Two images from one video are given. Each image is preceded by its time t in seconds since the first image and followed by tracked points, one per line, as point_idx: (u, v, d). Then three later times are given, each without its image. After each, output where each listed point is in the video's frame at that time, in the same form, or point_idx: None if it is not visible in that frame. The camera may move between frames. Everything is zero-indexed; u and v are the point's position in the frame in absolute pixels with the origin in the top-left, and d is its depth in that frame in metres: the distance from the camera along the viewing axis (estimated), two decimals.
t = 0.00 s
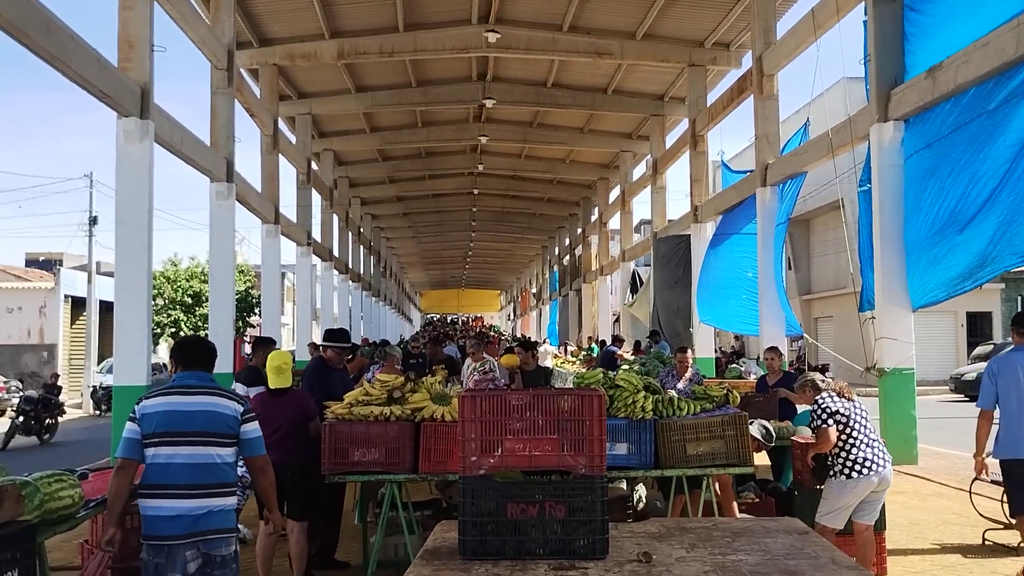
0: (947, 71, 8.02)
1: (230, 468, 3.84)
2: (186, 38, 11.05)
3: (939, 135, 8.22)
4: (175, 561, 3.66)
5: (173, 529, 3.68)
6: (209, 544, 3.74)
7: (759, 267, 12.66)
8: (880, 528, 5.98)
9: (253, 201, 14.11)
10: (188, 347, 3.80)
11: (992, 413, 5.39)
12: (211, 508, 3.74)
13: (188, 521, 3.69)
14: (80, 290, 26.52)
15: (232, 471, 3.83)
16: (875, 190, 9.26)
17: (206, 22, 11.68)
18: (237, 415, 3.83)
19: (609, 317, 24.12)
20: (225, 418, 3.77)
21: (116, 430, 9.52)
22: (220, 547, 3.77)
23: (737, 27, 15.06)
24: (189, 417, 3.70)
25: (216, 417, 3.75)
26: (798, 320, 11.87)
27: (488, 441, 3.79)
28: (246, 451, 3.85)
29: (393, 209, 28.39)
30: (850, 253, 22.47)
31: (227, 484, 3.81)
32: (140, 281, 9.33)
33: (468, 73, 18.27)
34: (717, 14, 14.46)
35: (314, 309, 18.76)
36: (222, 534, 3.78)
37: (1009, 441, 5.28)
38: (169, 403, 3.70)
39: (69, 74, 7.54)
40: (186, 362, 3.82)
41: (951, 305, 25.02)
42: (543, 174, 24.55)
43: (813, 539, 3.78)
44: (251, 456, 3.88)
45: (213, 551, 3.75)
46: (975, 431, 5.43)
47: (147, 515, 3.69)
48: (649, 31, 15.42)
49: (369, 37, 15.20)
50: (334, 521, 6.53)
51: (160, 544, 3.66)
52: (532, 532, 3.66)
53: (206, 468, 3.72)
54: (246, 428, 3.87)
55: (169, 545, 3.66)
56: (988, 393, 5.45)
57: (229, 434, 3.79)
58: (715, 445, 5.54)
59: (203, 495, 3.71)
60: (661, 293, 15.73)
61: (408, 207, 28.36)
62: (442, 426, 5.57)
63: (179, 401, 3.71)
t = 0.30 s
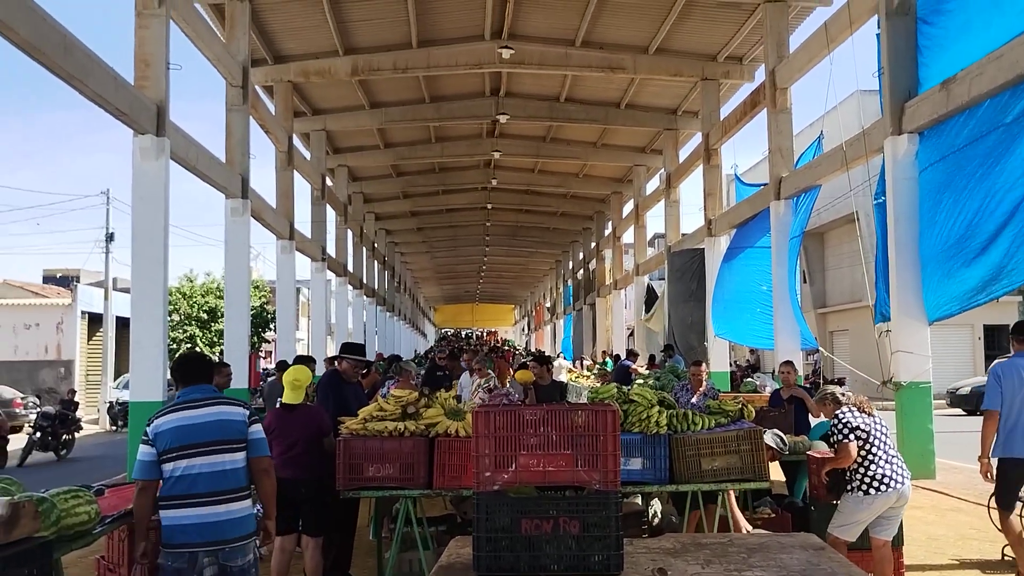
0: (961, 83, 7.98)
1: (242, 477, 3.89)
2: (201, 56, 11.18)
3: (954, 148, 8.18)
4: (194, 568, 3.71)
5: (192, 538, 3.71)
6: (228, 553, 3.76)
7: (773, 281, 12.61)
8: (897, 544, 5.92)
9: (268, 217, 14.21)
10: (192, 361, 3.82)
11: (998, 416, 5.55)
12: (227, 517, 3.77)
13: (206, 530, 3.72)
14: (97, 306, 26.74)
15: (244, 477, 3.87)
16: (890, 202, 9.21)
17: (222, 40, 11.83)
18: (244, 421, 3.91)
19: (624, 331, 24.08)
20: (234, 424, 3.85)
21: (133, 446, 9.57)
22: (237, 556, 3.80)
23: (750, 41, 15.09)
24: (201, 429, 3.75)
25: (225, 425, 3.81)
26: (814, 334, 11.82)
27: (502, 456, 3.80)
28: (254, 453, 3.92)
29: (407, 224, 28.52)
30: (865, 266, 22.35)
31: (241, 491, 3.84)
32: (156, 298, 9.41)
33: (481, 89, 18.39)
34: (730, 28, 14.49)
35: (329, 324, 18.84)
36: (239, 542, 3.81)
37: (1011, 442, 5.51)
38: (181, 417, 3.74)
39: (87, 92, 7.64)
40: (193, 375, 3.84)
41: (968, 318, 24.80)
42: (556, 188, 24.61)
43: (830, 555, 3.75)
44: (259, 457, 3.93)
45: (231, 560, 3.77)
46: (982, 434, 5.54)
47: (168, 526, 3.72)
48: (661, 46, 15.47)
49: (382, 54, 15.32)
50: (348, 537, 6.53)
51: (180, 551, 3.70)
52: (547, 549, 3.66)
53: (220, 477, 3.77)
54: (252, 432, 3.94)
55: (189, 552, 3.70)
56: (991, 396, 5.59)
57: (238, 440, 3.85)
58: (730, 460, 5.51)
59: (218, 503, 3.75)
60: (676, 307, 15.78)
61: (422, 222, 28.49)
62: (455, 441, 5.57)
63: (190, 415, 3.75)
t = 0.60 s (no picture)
0: (973, 99, 7.94)
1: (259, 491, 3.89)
2: (214, 73, 11.29)
3: (967, 163, 8.15)
4: None
5: (210, 549, 3.71)
6: (247, 563, 3.77)
7: (785, 297, 12.57)
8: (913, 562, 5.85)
9: (280, 234, 14.28)
10: (211, 378, 3.82)
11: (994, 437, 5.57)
12: (247, 529, 3.78)
13: (226, 541, 3.72)
14: (110, 322, 26.90)
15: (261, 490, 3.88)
16: (903, 217, 9.15)
17: (234, 58, 11.94)
18: (262, 437, 3.91)
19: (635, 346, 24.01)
20: (253, 440, 3.85)
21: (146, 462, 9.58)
22: (255, 566, 3.80)
23: (761, 57, 15.11)
24: (221, 443, 3.76)
25: (244, 441, 3.82)
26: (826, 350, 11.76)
27: (514, 472, 3.80)
28: (270, 468, 3.93)
29: (418, 240, 28.59)
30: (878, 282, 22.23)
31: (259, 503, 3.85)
32: (168, 314, 9.45)
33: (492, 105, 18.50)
34: (740, 44, 14.51)
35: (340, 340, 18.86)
36: (257, 553, 3.82)
37: (1009, 461, 5.55)
38: (200, 433, 3.75)
39: (101, 109, 7.71)
40: (211, 391, 3.85)
41: (983, 334, 24.60)
42: (567, 204, 24.64)
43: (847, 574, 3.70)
44: (274, 472, 3.95)
45: (250, 569, 3.78)
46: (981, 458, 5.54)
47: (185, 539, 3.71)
48: (672, 62, 15.51)
49: (394, 71, 15.42)
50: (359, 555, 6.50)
51: (200, 561, 3.70)
52: (559, 565, 3.60)
53: (239, 490, 3.78)
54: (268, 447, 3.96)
55: (209, 563, 3.70)
56: (986, 419, 5.60)
57: (257, 454, 3.85)
58: (744, 476, 5.46)
59: (237, 515, 3.75)
60: (687, 323, 15.76)
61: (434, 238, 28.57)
62: (467, 457, 5.59)
63: (210, 430, 3.76)
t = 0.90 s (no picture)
0: (982, 106, 7.94)
1: (271, 492, 4.04)
2: (223, 82, 11.34)
3: (975, 171, 8.14)
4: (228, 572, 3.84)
5: (226, 543, 3.84)
6: (259, 557, 3.95)
7: (792, 305, 12.53)
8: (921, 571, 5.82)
9: (286, 242, 14.30)
10: (239, 380, 3.97)
11: (979, 434, 5.83)
12: (260, 526, 3.94)
13: (239, 537, 3.87)
14: (116, 331, 26.94)
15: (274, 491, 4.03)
16: (911, 225, 9.12)
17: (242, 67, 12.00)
18: (279, 440, 4.06)
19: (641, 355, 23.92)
20: (272, 441, 4.00)
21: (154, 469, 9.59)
22: (266, 560, 3.99)
23: (767, 65, 15.12)
24: (243, 443, 3.90)
25: (265, 441, 3.96)
26: (833, 359, 11.69)
27: (523, 480, 3.77)
28: (283, 474, 4.05)
29: (424, 248, 28.65)
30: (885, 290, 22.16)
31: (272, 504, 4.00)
32: (175, 321, 9.46)
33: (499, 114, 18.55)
34: (746, 52, 14.53)
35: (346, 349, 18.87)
36: (266, 549, 4.00)
37: (995, 457, 5.77)
38: (224, 431, 3.88)
39: (108, 117, 7.74)
40: (237, 392, 3.99)
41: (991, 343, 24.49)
42: (573, 213, 24.65)
43: None
44: (286, 477, 4.10)
45: (261, 563, 3.96)
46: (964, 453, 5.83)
47: (200, 532, 3.82)
48: (679, 70, 15.53)
49: (401, 79, 15.48)
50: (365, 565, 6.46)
51: (211, 556, 3.82)
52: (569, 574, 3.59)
53: (254, 490, 3.92)
54: (283, 452, 4.08)
55: (224, 557, 3.83)
56: (972, 418, 5.89)
57: (274, 456, 4.00)
58: (752, 484, 5.44)
59: (254, 512, 3.91)
60: (694, 331, 15.70)
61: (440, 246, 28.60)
62: (475, 465, 5.56)
63: (232, 429, 3.90)
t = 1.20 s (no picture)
0: (984, 122, 7.94)
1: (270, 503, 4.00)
2: (226, 98, 11.40)
3: (977, 188, 8.15)
4: None
5: (222, 552, 3.84)
6: (256, 566, 3.92)
7: (795, 321, 12.50)
8: None
9: (289, 257, 14.31)
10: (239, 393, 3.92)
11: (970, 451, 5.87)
12: (257, 537, 3.91)
13: (236, 547, 3.85)
14: (118, 346, 26.95)
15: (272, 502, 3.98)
16: (913, 242, 9.12)
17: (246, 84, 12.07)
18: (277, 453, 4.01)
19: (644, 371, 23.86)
20: (271, 455, 3.96)
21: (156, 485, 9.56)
22: (263, 570, 3.94)
23: (769, 82, 15.19)
24: (241, 456, 3.88)
25: (263, 455, 3.93)
26: (836, 375, 11.65)
27: (527, 498, 4.01)
28: (281, 485, 4.00)
29: (426, 264, 28.70)
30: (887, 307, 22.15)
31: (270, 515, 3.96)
32: (178, 336, 9.47)
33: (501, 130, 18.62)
34: (748, 69, 14.59)
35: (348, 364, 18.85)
36: (264, 559, 3.96)
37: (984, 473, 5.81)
38: (222, 443, 3.87)
39: (112, 133, 7.77)
40: (239, 405, 3.96)
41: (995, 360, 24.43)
42: (575, 229, 24.68)
43: None
44: (284, 490, 4.02)
45: (259, 572, 3.93)
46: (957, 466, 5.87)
47: (198, 540, 3.83)
48: (680, 87, 15.59)
49: (403, 96, 15.55)
50: None
51: (211, 565, 3.83)
52: None
53: (251, 503, 3.89)
54: (282, 465, 4.03)
55: (220, 566, 3.83)
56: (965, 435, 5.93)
57: (272, 469, 3.97)
58: (757, 501, 5.41)
59: (250, 523, 3.89)
60: (696, 347, 15.68)
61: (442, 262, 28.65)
62: (477, 482, 5.51)
63: (232, 442, 3.89)
